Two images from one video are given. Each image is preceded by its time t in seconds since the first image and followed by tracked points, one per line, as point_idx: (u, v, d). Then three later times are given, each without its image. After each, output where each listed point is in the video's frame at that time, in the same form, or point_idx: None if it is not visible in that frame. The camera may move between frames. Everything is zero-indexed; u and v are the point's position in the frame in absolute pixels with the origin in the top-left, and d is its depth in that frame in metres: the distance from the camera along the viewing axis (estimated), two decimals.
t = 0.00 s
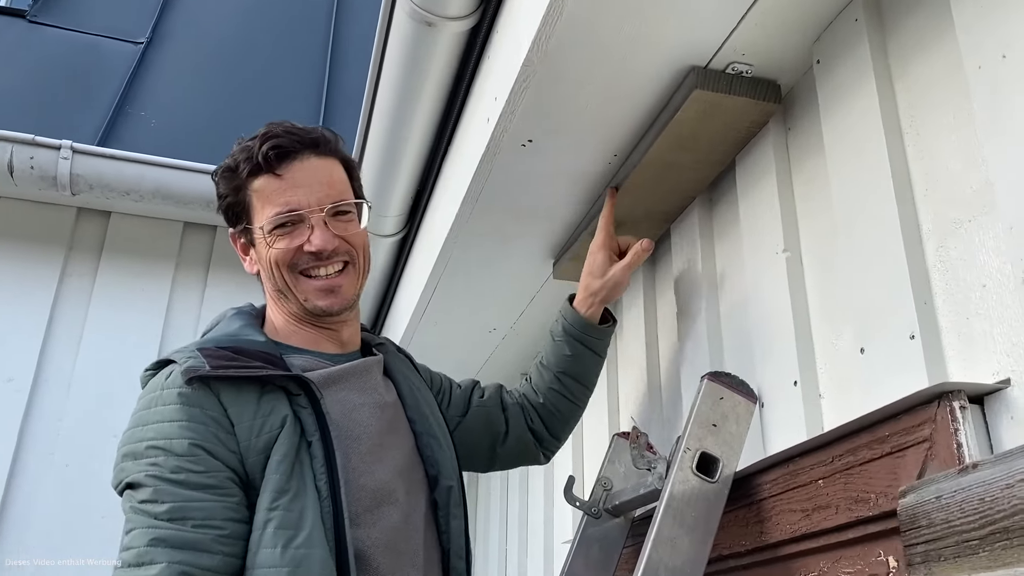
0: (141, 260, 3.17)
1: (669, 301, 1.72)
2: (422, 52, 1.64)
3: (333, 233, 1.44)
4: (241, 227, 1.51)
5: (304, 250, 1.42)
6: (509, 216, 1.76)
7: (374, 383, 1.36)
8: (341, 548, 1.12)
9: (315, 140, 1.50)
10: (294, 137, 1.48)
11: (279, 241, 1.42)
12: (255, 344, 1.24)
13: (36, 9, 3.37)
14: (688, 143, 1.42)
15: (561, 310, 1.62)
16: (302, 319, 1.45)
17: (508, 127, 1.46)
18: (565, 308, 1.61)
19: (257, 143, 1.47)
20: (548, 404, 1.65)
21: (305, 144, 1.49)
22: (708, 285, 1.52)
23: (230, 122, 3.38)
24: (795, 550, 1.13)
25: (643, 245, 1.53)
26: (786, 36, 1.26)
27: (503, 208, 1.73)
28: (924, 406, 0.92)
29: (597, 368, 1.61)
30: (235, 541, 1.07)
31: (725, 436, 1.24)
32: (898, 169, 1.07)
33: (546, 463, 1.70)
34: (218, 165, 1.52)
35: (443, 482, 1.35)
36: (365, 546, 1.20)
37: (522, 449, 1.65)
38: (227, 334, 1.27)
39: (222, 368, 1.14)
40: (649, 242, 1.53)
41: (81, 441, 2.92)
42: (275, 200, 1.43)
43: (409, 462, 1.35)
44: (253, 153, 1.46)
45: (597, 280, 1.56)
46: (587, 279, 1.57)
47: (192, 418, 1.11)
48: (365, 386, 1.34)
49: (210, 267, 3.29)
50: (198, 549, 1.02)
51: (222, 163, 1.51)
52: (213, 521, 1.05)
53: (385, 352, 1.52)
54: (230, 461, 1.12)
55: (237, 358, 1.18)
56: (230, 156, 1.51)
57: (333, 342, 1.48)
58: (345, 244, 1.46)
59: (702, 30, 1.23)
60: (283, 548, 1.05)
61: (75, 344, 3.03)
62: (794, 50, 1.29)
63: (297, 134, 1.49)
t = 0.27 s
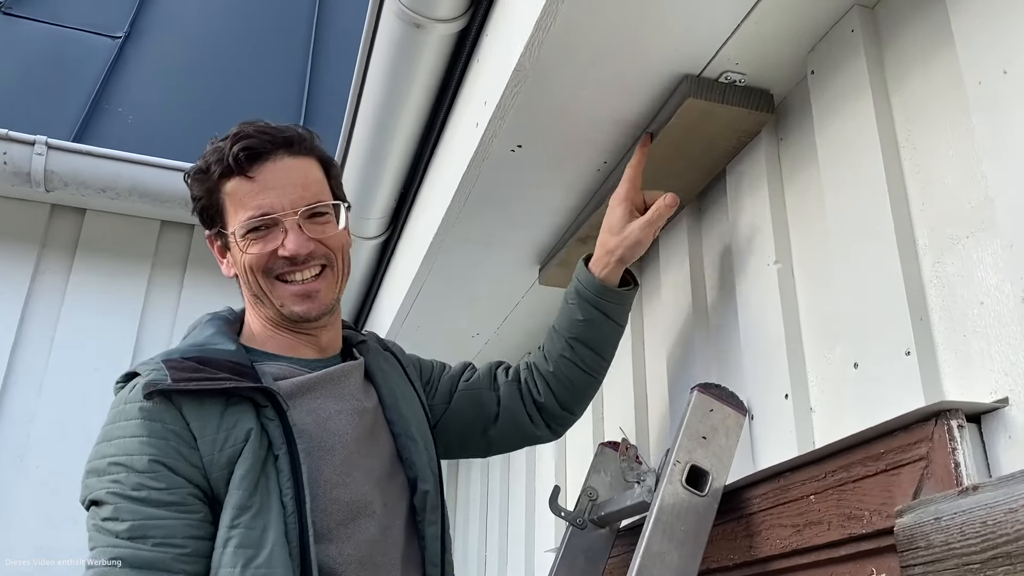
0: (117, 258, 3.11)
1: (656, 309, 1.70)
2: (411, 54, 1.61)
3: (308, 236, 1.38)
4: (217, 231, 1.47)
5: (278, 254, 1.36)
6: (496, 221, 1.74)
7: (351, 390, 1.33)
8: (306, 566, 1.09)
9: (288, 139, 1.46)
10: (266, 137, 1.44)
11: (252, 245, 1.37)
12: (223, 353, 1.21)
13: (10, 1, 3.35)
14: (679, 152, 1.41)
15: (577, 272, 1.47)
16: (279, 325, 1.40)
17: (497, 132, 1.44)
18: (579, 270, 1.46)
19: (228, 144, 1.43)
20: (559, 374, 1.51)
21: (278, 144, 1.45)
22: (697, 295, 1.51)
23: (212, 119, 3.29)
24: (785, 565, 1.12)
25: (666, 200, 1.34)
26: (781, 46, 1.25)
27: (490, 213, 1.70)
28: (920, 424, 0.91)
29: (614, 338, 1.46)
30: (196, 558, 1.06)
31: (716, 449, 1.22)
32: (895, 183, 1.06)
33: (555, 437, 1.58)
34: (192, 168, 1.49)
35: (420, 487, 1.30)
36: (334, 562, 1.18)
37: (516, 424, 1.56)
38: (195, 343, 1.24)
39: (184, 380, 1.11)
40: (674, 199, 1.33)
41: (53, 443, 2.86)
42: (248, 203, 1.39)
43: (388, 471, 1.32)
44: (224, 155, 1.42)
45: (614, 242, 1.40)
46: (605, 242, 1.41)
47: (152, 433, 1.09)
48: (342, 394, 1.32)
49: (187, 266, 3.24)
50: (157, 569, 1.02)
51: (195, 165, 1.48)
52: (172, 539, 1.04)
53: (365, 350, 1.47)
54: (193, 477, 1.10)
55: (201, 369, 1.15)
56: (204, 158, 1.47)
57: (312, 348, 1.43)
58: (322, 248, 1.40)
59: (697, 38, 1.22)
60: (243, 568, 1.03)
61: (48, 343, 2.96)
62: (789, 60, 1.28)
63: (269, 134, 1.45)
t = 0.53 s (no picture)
0: (90, 259, 3.05)
1: (642, 322, 1.69)
2: (395, 61, 1.59)
3: (288, 247, 1.34)
4: (198, 238, 1.43)
5: (257, 265, 1.33)
6: (480, 232, 1.72)
7: (329, 404, 1.30)
8: None
9: (269, 147, 1.41)
10: (247, 145, 1.39)
11: (231, 256, 1.33)
12: (194, 370, 1.18)
13: None
14: (666, 166, 1.40)
15: (584, 254, 1.39)
16: (259, 337, 1.37)
17: (482, 144, 1.42)
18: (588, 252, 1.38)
19: (209, 152, 1.39)
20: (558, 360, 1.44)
21: (260, 151, 1.40)
22: (682, 309, 1.50)
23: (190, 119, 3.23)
24: None
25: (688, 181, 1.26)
26: (770, 64, 1.24)
27: (474, 223, 1.69)
28: (909, 450, 0.90)
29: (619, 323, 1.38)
30: None
31: (700, 468, 1.21)
32: (884, 205, 1.05)
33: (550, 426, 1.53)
34: (173, 173, 1.45)
35: (400, 499, 1.27)
36: None
37: (506, 417, 1.50)
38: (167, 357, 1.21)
39: (148, 399, 1.09)
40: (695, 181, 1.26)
41: (21, 448, 2.79)
42: (227, 212, 1.35)
43: (367, 486, 1.30)
44: (204, 162, 1.38)
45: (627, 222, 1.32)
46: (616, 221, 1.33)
47: (115, 454, 1.07)
48: (317, 408, 1.29)
49: (161, 268, 3.19)
50: None
51: (177, 171, 1.44)
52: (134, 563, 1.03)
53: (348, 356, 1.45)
54: (157, 498, 1.08)
55: (168, 387, 1.12)
56: (185, 164, 1.44)
57: (292, 360, 1.40)
58: (302, 258, 1.36)
59: (686, 53, 1.20)
60: None
61: (18, 345, 2.89)
62: (778, 77, 1.27)
63: (250, 142, 1.40)
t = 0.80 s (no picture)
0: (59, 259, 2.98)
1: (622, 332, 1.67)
2: (373, 63, 1.55)
3: (270, 253, 1.29)
4: (172, 241, 1.36)
5: (238, 271, 1.27)
6: (459, 238, 1.69)
7: (309, 418, 1.26)
8: None
9: (254, 149, 1.35)
10: (230, 146, 1.33)
11: (209, 261, 1.27)
12: (174, 379, 1.12)
13: None
14: (649, 175, 1.37)
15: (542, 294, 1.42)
16: (234, 345, 1.31)
17: (462, 150, 1.39)
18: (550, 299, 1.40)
19: (189, 151, 1.32)
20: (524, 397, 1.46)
21: (243, 153, 1.34)
22: (664, 320, 1.48)
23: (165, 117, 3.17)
24: None
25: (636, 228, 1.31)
26: (756, 73, 1.22)
27: (452, 230, 1.65)
28: (896, 473, 0.87)
29: (581, 359, 1.41)
30: None
31: (682, 485, 1.19)
32: (872, 220, 1.03)
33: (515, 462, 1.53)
34: (148, 172, 1.37)
35: (379, 516, 1.24)
36: None
37: (484, 448, 1.49)
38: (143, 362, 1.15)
39: (130, 408, 1.03)
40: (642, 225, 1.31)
41: None
42: (208, 214, 1.28)
43: (346, 502, 1.26)
44: (184, 162, 1.31)
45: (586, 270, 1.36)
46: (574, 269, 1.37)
47: (94, 465, 1.02)
48: (299, 421, 1.25)
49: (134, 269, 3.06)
50: None
51: (153, 170, 1.36)
52: None
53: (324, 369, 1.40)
54: (134, 513, 1.03)
55: (150, 396, 1.07)
56: (162, 163, 1.36)
57: (267, 369, 1.34)
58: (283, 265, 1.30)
59: (672, 62, 1.18)
60: None
61: None
62: (763, 87, 1.25)
63: (233, 142, 1.34)
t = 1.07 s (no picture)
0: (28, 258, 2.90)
1: (603, 339, 1.64)
2: (351, 61, 1.51)
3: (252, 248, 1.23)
4: (143, 237, 1.28)
5: (217, 265, 1.21)
6: (438, 242, 1.65)
7: (286, 435, 1.21)
8: None
9: (235, 142, 1.30)
10: (211, 137, 1.28)
11: (188, 255, 1.20)
12: (162, 388, 1.04)
13: None
14: (633, 180, 1.34)
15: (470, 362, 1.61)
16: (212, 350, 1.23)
17: (442, 152, 1.35)
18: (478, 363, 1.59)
19: (167, 141, 1.26)
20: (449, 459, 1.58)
21: (224, 145, 1.29)
22: (646, 328, 1.45)
23: (141, 113, 3.09)
24: None
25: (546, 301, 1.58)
26: (743, 77, 1.19)
27: (431, 232, 1.61)
28: (884, 491, 0.84)
29: (500, 424, 1.59)
30: None
31: (664, 498, 1.16)
32: (861, 229, 1.01)
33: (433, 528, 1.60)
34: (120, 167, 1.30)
35: (354, 539, 1.21)
36: None
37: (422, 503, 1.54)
38: (125, 367, 1.04)
39: (126, 419, 0.93)
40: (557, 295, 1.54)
41: None
42: (188, 207, 1.22)
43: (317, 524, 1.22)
44: (163, 152, 1.24)
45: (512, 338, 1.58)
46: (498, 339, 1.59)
47: (86, 477, 0.90)
48: (278, 438, 1.19)
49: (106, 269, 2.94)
50: None
51: (125, 164, 1.29)
52: None
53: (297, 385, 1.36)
54: (126, 532, 0.92)
55: (144, 407, 0.97)
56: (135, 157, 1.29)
57: (243, 380, 1.27)
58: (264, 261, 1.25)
59: (657, 64, 1.15)
60: None
61: None
62: (750, 91, 1.22)
63: (215, 134, 1.29)
